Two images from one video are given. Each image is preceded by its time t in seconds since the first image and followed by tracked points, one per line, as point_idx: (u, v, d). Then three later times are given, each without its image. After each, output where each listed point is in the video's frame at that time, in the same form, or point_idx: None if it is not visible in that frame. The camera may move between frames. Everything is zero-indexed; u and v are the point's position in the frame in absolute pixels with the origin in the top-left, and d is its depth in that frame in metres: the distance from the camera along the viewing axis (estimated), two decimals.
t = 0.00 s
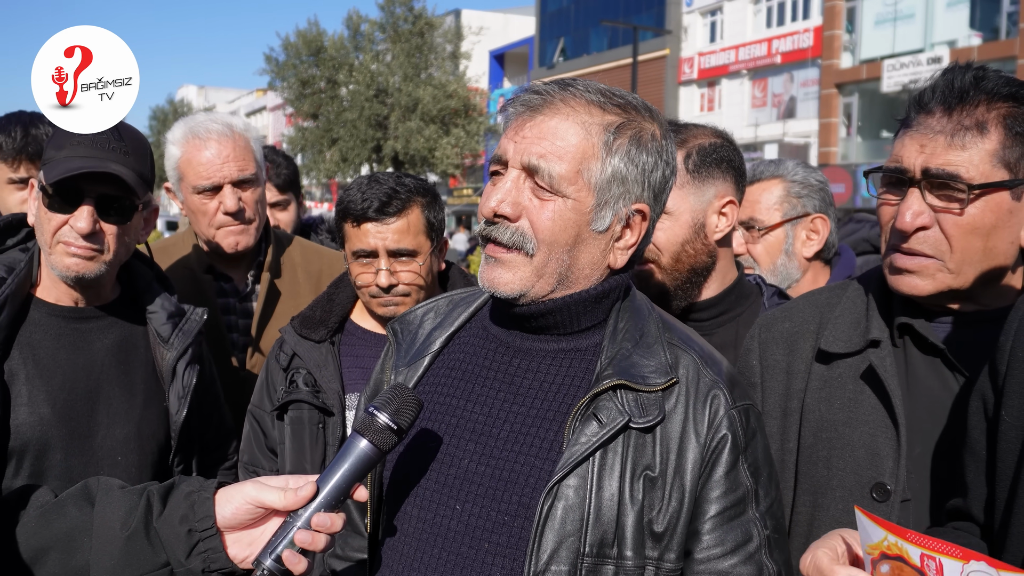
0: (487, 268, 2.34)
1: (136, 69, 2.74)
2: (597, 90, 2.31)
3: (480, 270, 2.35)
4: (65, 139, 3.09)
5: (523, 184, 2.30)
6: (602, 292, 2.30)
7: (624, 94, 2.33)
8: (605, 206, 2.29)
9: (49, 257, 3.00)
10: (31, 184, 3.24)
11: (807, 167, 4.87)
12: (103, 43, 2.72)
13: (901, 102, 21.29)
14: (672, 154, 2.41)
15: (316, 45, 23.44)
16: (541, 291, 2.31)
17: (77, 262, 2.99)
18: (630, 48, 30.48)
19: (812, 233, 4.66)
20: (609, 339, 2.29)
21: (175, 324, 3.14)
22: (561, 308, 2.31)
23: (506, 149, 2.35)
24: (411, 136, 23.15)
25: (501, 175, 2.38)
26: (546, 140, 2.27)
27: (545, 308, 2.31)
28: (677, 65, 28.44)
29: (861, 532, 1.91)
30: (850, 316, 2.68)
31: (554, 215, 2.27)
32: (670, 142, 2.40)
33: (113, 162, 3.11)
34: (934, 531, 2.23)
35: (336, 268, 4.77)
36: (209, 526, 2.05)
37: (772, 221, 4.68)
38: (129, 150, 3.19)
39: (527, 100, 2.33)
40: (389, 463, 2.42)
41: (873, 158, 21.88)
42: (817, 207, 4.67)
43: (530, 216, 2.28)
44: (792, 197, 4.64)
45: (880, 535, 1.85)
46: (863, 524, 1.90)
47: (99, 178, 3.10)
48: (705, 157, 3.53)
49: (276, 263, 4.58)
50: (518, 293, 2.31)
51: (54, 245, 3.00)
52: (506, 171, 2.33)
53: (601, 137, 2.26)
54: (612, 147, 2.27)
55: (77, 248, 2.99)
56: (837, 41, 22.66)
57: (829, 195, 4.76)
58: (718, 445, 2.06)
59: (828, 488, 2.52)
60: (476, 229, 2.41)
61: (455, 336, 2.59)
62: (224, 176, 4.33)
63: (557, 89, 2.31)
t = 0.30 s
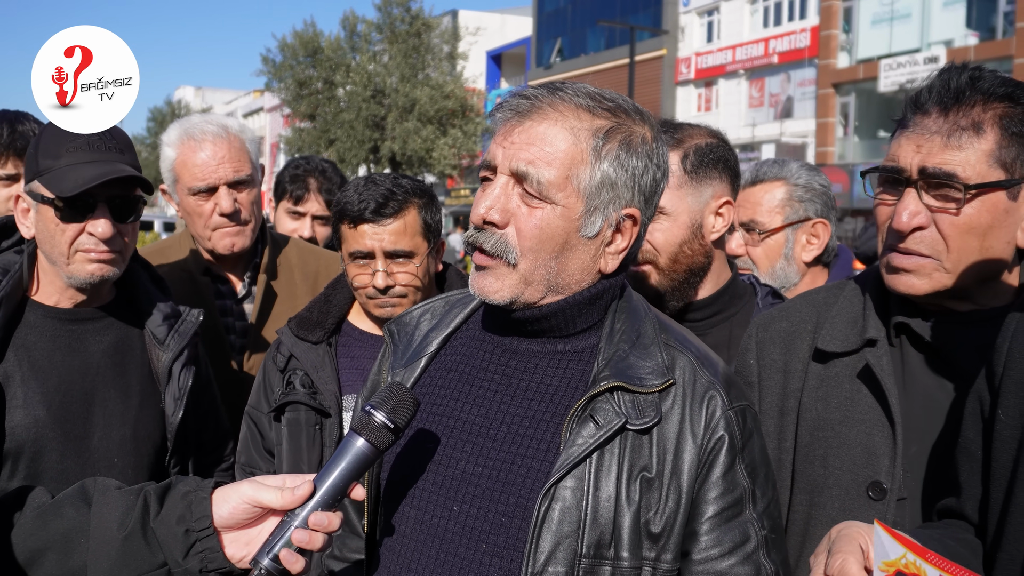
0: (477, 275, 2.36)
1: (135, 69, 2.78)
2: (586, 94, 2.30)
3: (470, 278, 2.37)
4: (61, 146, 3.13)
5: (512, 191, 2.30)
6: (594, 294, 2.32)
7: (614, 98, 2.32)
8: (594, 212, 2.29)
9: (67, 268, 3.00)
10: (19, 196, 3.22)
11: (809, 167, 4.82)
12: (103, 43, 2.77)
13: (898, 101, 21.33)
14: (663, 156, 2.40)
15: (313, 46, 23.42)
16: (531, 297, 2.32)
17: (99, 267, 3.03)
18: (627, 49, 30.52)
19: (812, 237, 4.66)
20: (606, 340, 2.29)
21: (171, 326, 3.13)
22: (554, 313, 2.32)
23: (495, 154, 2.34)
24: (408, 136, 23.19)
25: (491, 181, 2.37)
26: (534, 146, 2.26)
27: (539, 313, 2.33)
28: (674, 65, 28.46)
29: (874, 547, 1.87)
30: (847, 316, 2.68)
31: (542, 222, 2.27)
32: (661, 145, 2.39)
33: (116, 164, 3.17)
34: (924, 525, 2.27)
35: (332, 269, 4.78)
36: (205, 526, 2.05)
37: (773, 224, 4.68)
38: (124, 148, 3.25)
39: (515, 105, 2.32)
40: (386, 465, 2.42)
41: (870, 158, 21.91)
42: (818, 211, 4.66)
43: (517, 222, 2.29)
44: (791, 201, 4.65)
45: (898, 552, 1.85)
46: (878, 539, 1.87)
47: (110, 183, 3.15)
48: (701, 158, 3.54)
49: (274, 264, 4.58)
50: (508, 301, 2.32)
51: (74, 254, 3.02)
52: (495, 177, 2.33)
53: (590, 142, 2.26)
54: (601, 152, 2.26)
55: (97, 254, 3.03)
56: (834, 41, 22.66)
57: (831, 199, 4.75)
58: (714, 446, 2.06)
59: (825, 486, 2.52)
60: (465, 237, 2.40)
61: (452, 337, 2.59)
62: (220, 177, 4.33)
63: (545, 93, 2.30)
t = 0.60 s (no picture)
0: (476, 290, 2.35)
1: (136, 69, 2.78)
2: (571, 101, 2.28)
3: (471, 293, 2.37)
4: (52, 151, 3.11)
5: (503, 205, 2.28)
6: (591, 301, 2.32)
7: (600, 102, 2.30)
8: (587, 221, 2.28)
9: (68, 273, 2.99)
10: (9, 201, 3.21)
11: (814, 170, 4.79)
12: (104, 43, 2.78)
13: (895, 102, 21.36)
14: (653, 156, 2.37)
15: (310, 47, 23.40)
16: (529, 308, 2.31)
17: (99, 271, 3.02)
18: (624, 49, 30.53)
19: (816, 241, 4.65)
20: (603, 341, 2.28)
21: (168, 327, 3.12)
22: (554, 320, 2.32)
23: (483, 168, 2.32)
24: (405, 138, 23.16)
25: (482, 194, 2.35)
26: (523, 159, 2.24)
27: (537, 322, 2.33)
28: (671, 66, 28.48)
29: (867, 547, 1.85)
30: (842, 316, 2.67)
31: (534, 235, 2.26)
32: (651, 143, 2.38)
33: (110, 166, 3.17)
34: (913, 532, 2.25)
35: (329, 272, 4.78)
36: (202, 528, 2.03)
37: (778, 228, 4.67)
38: (116, 148, 3.25)
39: (500, 119, 2.29)
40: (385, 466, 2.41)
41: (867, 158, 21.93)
42: (822, 215, 4.67)
43: (510, 236, 2.27)
44: (797, 204, 4.65)
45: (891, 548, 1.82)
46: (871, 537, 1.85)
47: (106, 187, 3.14)
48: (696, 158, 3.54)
49: (270, 265, 4.57)
50: (507, 313, 2.31)
51: (72, 258, 3.01)
52: (486, 193, 2.30)
53: (579, 153, 2.24)
54: (590, 162, 2.25)
55: (96, 258, 3.03)
56: (831, 42, 22.67)
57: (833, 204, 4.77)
58: (712, 446, 2.06)
59: (820, 485, 2.52)
60: (458, 254, 2.39)
61: (450, 338, 2.58)
62: (216, 179, 4.32)
63: (529, 106, 2.27)
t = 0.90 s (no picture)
0: (482, 279, 2.34)
1: (135, 69, 2.78)
2: (597, 99, 2.29)
3: (475, 282, 2.34)
4: (53, 151, 3.11)
5: (523, 197, 2.28)
6: (595, 297, 2.31)
7: (625, 104, 2.31)
8: (603, 220, 2.29)
9: (67, 273, 3.00)
10: (9, 199, 3.21)
11: (819, 171, 4.81)
12: (103, 43, 2.78)
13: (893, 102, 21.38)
14: (668, 163, 2.40)
15: (309, 47, 23.39)
16: (536, 300, 2.32)
17: (99, 271, 3.03)
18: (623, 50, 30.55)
19: (819, 242, 4.66)
20: (600, 340, 2.29)
21: (168, 327, 3.13)
22: (554, 315, 2.31)
23: (506, 157, 2.32)
24: (403, 138, 23.15)
25: (499, 183, 2.35)
26: (547, 153, 2.25)
27: (537, 315, 2.32)
28: (670, 66, 28.50)
29: (850, 542, 1.85)
30: (841, 318, 2.68)
31: (552, 228, 2.27)
32: (667, 149, 2.40)
33: (113, 167, 3.18)
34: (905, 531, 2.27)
35: (328, 273, 4.79)
36: (203, 527, 2.04)
37: (782, 229, 4.68)
38: (116, 149, 3.25)
39: (527, 110, 2.29)
40: (383, 466, 2.42)
41: (865, 159, 21.95)
42: (826, 217, 4.69)
43: (528, 227, 2.28)
44: (801, 205, 4.65)
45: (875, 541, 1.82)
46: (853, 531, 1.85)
47: (107, 188, 3.15)
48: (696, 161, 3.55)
49: (269, 265, 4.58)
50: (514, 303, 2.30)
51: (72, 259, 3.01)
52: (506, 182, 2.31)
53: (603, 152, 2.25)
54: (614, 162, 2.27)
55: (96, 258, 3.03)
56: (829, 43, 22.69)
57: (836, 206, 4.77)
58: (707, 445, 2.07)
59: (820, 486, 2.52)
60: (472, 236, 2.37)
61: (448, 338, 2.58)
62: (214, 178, 4.32)
63: (558, 99, 2.28)
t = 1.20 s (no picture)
0: (483, 280, 2.33)
1: (135, 69, 2.78)
2: (593, 100, 2.29)
3: (478, 284, 2.34)
4: (53, 150, 3.11)
5: (522, 198, 2.28)
6: (597, 298, 2.30)
7: (621, 104, 2.30)
8: (603, 220, 2.29)
9: (66, 272, 2.99)
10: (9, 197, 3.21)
11: (824, 171, 4.80)
12: (103, 43, 2.78)
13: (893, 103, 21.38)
14: (667, 162, 2.40)
15: (308, 47, 23.37)
16: (538, 302, 2.31)
17: (98, 270, 3.03)
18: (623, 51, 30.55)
19: (822, 243, 4.66)
20: (602, 341, 2.29)
21: (167, 327, 3.13)
22: (556, 316, 2.31)
23: (504, 158, 2.31)
24: (403, 138, 23.14)
25: (498, 185, 2.35)
26: (545, 153, 2.25)
27: (538, 316, 2.32)
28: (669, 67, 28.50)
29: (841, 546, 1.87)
30: (841, 319, 2.68)
31: (553, 228, 2.27)
32: (666, 149, 2.40)
33: (113, 166, 3.18)
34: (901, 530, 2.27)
35: (327, 273, 4.78)
36: (201, 526, 2.03)
37: (785, 228, 4.68)
38: (115, 148, 3.25)
39: (526, 112, 2.29)
40: (384, 467, 2.41)
41: (865, 159, 21.95)
42: (830, 218, 4.69)
43: (529, 228, 2.27)
44: (805, 205, 4.65)
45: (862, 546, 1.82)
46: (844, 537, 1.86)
47: (106, 187, 3.14)
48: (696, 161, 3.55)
49: (268, 265, 4.58)
50: (516, 306, 2.31)
51: (72, 258, 3.01)
52: (504, 183, 2.31)
53: (601, 152, 2.25)
54: (611, 162, 2.26)
55: (95, 257, 3.03)
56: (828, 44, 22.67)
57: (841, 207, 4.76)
58: (709, 446, 2.07)
59: (821, 488, 2.52)
60: (474, 238, 2.38)
61: (449, 338, 2.58)
62: (213, 177, 4.32)
63: (554, 99, 2.28)
